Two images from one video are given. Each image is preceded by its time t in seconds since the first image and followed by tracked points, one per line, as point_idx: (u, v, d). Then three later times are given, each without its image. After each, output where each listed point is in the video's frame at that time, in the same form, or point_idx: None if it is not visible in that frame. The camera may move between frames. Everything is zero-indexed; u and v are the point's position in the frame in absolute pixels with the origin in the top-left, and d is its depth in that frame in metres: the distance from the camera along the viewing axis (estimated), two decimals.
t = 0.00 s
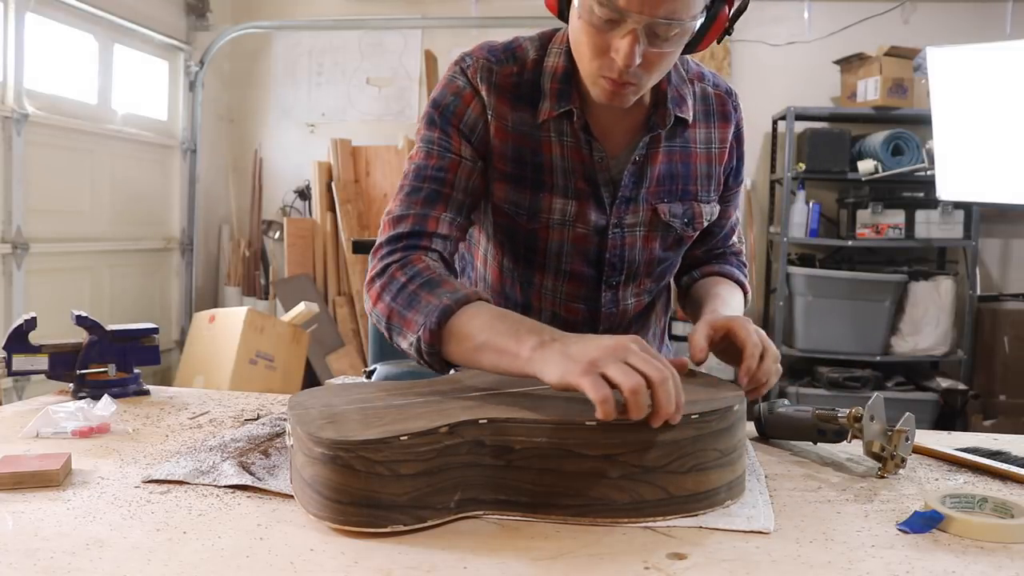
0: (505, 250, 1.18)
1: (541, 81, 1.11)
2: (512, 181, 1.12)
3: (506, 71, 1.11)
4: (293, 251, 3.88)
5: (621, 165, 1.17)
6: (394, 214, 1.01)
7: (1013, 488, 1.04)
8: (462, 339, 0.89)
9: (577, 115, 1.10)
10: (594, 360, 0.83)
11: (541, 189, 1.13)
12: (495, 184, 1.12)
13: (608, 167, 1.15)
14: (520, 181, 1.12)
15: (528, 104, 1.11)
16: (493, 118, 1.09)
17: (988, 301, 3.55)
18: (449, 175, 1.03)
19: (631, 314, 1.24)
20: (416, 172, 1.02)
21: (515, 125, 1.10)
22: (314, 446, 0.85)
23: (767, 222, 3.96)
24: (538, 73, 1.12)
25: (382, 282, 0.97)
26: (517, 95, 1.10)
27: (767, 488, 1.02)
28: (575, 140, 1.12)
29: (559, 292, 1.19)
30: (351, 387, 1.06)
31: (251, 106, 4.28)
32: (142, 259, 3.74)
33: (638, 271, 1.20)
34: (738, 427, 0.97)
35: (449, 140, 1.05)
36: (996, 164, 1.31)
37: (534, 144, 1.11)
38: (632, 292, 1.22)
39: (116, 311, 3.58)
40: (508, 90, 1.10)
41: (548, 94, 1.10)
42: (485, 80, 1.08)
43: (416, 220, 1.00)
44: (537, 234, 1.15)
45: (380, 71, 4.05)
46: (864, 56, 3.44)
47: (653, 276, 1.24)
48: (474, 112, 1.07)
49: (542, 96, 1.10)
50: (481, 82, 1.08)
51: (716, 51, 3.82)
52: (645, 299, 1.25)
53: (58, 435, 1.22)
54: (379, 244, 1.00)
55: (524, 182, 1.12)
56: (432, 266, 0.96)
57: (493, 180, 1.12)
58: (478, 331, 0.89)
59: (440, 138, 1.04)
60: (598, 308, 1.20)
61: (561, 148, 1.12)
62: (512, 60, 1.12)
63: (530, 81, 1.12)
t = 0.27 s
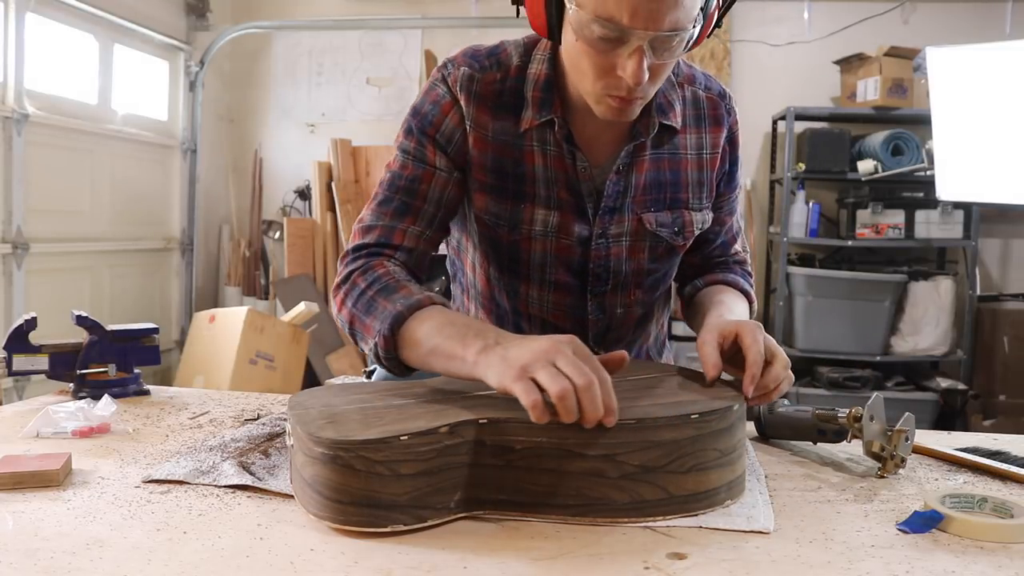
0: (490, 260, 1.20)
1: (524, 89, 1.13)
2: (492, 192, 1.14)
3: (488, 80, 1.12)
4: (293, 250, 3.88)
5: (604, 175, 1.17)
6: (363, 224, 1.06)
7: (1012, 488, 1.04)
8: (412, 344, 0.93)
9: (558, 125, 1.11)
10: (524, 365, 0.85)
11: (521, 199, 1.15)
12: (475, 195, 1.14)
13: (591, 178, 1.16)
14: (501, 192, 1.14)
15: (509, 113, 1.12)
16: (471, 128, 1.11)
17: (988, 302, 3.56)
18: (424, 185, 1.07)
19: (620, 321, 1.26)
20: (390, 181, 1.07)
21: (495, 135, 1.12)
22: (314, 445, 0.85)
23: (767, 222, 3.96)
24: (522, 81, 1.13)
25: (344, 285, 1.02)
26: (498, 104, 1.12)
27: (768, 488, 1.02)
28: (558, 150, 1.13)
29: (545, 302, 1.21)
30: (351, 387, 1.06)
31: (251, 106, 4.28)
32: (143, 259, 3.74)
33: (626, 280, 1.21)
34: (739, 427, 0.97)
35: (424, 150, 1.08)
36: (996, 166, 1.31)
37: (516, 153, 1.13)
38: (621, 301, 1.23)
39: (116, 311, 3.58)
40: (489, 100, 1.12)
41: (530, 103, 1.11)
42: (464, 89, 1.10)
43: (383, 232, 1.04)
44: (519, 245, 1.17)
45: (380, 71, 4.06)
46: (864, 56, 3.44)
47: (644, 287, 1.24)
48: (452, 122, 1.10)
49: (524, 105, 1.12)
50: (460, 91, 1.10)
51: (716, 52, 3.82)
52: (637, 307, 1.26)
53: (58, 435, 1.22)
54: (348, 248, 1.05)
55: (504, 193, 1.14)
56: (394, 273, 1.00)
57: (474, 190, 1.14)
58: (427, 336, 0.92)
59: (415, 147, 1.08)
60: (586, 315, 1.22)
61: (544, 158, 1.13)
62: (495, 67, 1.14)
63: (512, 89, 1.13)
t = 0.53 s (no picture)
0: (486, 276, 1.19)
1: (522, 101, 1.12)
2: (487, 207, 1.14)
3: (484, 92, 1.11)
4: (293, 250, 3.87)
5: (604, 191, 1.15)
6: (335, 223, 1.10)
7: (1012, 488, 1.04)
8: (359, 338, 0.97)
9: (556, 140, 1.10)
10: (455, 366, 0.85)
11: (517, 215, 1.14)
12: (469, 210, 1.14)
13: (589, 193, 1.13)
14: (496, 208, 1.14)
15: (505, 126, 1.12)
16: (464, 142, 1.10)
17: (988, 302, 3.55)
18: (398, 197, 1.10)
19: (619, 332, 1.25)
20: (368, 187, 1.11)
21: (491, 149, 1.11)
22: (314, 445, 0.85)
23: (767, 222, 3.96)
24: (519, 93, 1.12)
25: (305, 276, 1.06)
26: (495, 117, 1.11)
27: (767, 488, 1.02)
28: (556, 164, 1.11)
29: (542, 315, 1.21)
30: (350, 387, 1.06)
31: (251, 106, 4.28)
32: (143, 259, 3.74)
33: (625, 295, 1.20)
34: (738, 427, 0.97)
35: (404, 162, 1.10)
36: (996, 167, 1.31)
37: (512, 168, 1.12)
38: (621, 313, 1.22)
39: (116, 311, 3.58)
40: (484, 113, 1.11)
41: (527, 117, 1.10)
42: (458, 102, 1.09)
43: (349, 236, 1.09)
44: (516, 262, 1.17)
45: (380, 71, 4.06)
46: (864, 56, 3.44)
47: (644, 301, 1.23)
48: (440, 135, 1.10)
49: (521, 118, 1.11)
50: (454, 103, 1.10)
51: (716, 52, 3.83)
52: (636, 319, 1.25)
53: (58, 435, 1.22)
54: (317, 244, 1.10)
55: (499, 209, 1.14)
56: (352, 269, 1.04)
57: (468, 205, 1.15)
58: (371, 331, 0.95)
59: (397, 156, 1.11)
60: (584, 327, 1.22)
61: (541, 172, 1.12)
62: (493, 78, 1.12)
63: (509, 100, 1.12)
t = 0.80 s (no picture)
0: (478, 288, 1.18)
1: (512, 113, 1.10)
2: (476, 221, 1.13)
3: (473, 104, 1.10)
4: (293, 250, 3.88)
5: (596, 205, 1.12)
6: (303, 209, 1.11)
7: (1012, 488, 1.04)
8: (306, 323, 0.98)
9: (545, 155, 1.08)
10: (403, 362, 0.86)
11: (506, 228, 1.13)
12: (458, 222, 1.13)
13: (582, 207, 1.11)
14: (485, 221, 1.13)
15: (492, 138, 1.10)
16: (449, 154, 1.10)
17: (988, 302, 3.55)
18: (369, 198, 1.10)
19: (616, 339, 1.25)
20: (343, 181, 1.11)
21: (479, 162, 1.10)
22: (314, 445, 0.85)
23: (767, 222, 3.96)
24: (509, 105, 1.11)
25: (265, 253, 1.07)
26: (484, 130, 1.10)
27: (768, 488, 1.02)
28: (546, 178, 1.09)
29: (537, 325, 1.20)
30: (350, 388, 1.06)
31: (251, 106, 4.28)
32: (143, 259, 3.74)
33: (620, 305, 1.19)
34: (738, 427, 0.97)
35: (383, 166, 1.10)
36: (997, 167, 1.30)
37: (502, 181, 1.11)
38: (617, 324, 1.22)
39: (116, 311, 3.58)
40: (472, 126, 1.09)
41: (517, 130, 1.09)
42: (445, 115, 1.08)
43: (315, 223, 1.09)
44: (507, 275, 1.15)
45: (380, 71, 4.06)
46: (864, 56, 3.44)
47: (639, 310, 1.23)
48: (423, 147, 1.10)
49: (511, 131, 1.10)
50: (440, 115, 1.09)
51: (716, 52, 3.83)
52: (632, 327, 1.24)
53: (58, 435, 1.22)
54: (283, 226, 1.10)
55: (488, 223, 1.13)
56: (311, 254, 1.05)
57: (456, 218, 1.14)
58: (316, 319, 0.97)
59: (377, 157, 1.10)
60: (579, 336, 1.22)
61: (531, 186, 1.10)
62: (482, 89, 1.11)
63: (498, 113, 1.10)
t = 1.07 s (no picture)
0: (474, 291, 1.19)
1: (501, 118, 1.10)
2: (469, 224, 1.13)
3: (462, 109, 1.09)
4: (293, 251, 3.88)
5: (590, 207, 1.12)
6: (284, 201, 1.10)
7: (1012, 488, 1.05)
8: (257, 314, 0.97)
9: (535, 159, 1.07)
10: (359, 358, 0.83)
11: (499, 231, 1.13)
12: (450, 226, 1.14)
13: (576, 210, 1.11)
14: (478, 224, 1.13)
15: (482, 142, 1.10)
16: (439, 159, 1.09)
17: (988, 302, 3.55)
18: (351, 197, 1.09)
19: (614, 336, 1.25)
20: (326, 179, 1.10)
21: (471, 168, 1.10)
22: (314, 444, 0.85)
23: (767, 222, 3.96)
24: (499, 110, 1.10)
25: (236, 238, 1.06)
26: (474, 135, 1.10)
27: (767, 488, 1.02)
28: (538, 183, 1.09)
29: (535, 325, 1.20)
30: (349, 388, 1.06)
31: (251, 106, 4.28)
32: (143, 259, 3.74)
33: (617, 303, 1.20)
34: (738, 427, 0.97)
35: (368, 166, 1.09)
36: (997, 167, 1.30)
37: (494, 186, 1.11)
38: (615, 323, 1.22)
39: (116, 312, 3.58)
40: (461, 130, 1.09)
41: (506, 135, 1.09)
42: (434, 121, 1.08)
43: (293, 217, 1.09)
44: (503, 277, 1.15)
45: (380, 72, 4.06)
46: (864, 56, 3.44)
47: (637, 306, 1.23)
48: (413, 151, 1.10)
49: (501, 136, 1.09)
50: (429, 120, 1.09)
51: (716, 52, 3.83)
52: (631, 324, 1.25)
53: (58, 435, 1.22)
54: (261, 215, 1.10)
55: (482, 227, 1.13)
56: (281, 246, 1.04)
57: (449, 221, 1.14)
58: (266, 312, 0.95)
59: (362, 159, 1.10)
60: (578, 337, 1.22)
61: (523, 191, 1.10)
62: (471, 94, 1.10)
63: (488, 117, 1.10)
